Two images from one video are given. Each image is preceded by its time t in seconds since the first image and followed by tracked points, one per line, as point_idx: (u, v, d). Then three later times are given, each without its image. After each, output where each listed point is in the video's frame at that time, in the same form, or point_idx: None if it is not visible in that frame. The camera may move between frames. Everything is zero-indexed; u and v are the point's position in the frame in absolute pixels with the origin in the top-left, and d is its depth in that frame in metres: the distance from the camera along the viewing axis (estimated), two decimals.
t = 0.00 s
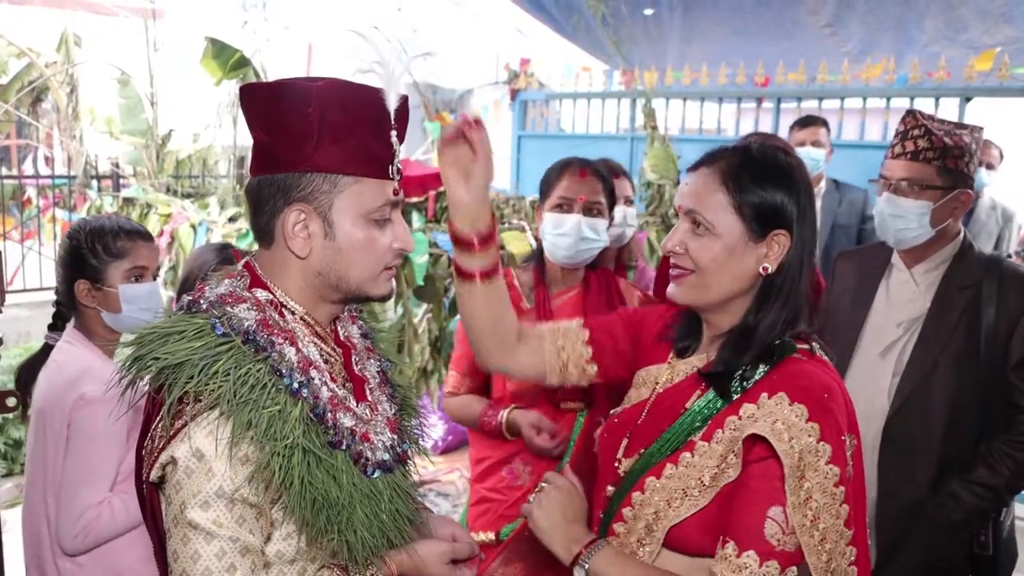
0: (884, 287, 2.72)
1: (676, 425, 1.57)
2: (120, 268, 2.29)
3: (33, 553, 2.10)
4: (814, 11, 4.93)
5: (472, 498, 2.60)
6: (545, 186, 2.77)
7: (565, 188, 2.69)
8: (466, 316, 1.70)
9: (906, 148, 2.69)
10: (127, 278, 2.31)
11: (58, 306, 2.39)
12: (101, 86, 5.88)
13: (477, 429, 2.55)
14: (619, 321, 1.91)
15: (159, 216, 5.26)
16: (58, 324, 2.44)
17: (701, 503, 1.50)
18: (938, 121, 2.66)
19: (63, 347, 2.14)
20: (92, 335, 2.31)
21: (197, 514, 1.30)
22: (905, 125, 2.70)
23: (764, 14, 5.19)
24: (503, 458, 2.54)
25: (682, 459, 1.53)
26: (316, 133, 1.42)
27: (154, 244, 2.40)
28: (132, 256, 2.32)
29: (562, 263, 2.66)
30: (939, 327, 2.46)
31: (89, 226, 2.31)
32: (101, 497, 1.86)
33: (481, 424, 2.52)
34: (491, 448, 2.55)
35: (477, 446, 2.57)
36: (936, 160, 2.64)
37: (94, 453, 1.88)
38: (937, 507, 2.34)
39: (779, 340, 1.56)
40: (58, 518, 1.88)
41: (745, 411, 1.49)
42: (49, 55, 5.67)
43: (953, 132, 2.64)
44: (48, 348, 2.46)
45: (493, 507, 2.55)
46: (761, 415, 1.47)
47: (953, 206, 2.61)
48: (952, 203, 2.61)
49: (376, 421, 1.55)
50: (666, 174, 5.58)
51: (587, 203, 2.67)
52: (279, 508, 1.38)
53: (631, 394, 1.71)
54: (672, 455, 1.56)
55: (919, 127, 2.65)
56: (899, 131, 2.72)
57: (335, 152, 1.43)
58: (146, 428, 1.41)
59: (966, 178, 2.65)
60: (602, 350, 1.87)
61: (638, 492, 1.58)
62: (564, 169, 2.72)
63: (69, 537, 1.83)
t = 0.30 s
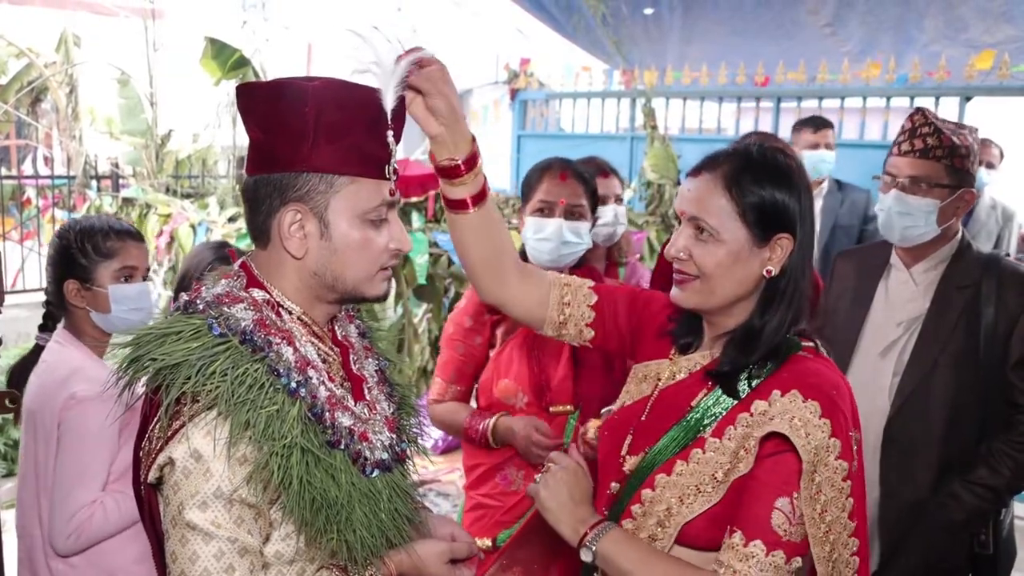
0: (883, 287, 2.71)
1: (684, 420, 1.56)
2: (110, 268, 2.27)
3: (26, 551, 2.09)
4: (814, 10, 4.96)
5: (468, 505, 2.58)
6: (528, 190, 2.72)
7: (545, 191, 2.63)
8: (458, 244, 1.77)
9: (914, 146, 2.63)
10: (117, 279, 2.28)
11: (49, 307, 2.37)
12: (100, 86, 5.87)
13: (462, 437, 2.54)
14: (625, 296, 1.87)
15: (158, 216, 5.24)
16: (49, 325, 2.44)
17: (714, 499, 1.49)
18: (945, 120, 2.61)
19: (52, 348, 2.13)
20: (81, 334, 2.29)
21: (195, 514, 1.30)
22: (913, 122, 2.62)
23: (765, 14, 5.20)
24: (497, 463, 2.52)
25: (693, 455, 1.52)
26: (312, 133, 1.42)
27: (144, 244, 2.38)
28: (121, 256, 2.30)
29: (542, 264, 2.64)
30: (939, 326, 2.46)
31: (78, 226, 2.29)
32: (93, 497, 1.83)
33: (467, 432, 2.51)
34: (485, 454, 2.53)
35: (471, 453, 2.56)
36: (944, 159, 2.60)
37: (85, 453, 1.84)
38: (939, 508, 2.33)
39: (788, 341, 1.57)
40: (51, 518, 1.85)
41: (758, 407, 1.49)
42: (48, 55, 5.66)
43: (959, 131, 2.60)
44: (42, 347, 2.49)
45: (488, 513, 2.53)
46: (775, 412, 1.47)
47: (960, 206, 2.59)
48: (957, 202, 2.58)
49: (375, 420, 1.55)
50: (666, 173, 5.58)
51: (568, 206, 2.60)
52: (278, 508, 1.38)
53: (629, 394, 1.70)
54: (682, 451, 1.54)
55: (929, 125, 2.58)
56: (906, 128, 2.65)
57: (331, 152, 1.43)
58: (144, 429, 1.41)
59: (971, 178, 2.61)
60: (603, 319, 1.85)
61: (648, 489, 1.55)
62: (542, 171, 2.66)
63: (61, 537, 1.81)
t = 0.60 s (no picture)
0: (883, 287, 2.69)
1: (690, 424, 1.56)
2: (108, 270, 2.27)
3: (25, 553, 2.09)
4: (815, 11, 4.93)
5: (462, 503, 2.60)
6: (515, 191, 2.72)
7: (532, 191, 2.64)
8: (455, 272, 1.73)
9: (920, 146, 2.59)
10: (115, 281, 2.28)
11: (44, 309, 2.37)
12: (100, 85, 5.88)
13: (470, 439, 2.49)
14: (614, 308, 1.85)
15: (159, 216, 5.22)
16: (47, 328, 2.44)
17: (728, 501, 1.49)
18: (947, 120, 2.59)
19: (50, 350, 2.13)
20: (78, 337, 2.29)
21: (195, 514, 1.30)
22: (919, 122, 2.59)
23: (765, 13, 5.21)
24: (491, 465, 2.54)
25: (704, 458, 1.52)
26: (311, 132, 1.42)
27: (142, 246, 2.38)
28: (119, 258, 2.29)
29: (531, 266, 2.60)
30: (939, 326, 2.45)
31: (75, 228, 2.28)
32: (94, 503, 1.82)
33: (476, 433, 2.47)
34: (480, 454, 2.54)
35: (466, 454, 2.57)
36: (950, 160, 2.57)
37: (86, 458, 1.83)
38: (942, 508, 2.32)
39: (792, 341, 1.58)
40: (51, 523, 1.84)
41: (767, 407, 1.49)
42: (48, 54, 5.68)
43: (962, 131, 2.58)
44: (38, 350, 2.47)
45: (482, 513, 2.55)
46: (786, 412, 1.47)
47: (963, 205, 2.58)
48: (962, 203, 2.57)
49: (374, 419, 1.54)
50: (666, 173, 5.58)
51: (555, 206, 2.61)
52: (278, 507, 1.37)
53: (628, 400, 1.69)
54: (692, 456, 1.54)
55: (935, 125, 2.55)
56: (911, 128, 2.61)
57: (331, 152, 1.43)
58: (142, 429, 1.40)
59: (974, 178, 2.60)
60: (595, 335, 1.81)
61: (659, 495, 1.55)
62: (528, 171, 2.67)
63: (61, 544, 1.79)
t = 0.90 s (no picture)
0: (882, 286, 2.67)
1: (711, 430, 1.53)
2: (116, 270, 2.27)
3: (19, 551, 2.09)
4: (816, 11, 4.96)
5: (460, 500, 2.61)
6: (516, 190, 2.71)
7: (534, 189, 2.63)
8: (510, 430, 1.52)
9: (919, 147, 2.58)
10: (123, 281, 2.27)
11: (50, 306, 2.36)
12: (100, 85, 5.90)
13: (467, 437, 2.51)
14: (592, 357, 1.68)
15: (159, 216, 5.24)
16: (52, 325, 2.44)
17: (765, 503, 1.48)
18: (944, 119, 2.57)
19: (56, 349, 2.14)
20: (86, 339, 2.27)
21: (193, 515, 1.30)
22: (917, 122, 2.57)
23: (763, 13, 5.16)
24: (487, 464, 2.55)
25: (732, 464, 1.50)
26: (310, 131, 1.42)
27: (152, 246, 2.38)
28: (128, 257, 2.29)
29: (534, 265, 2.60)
30: (939, 325, 2.45)
31: (85, 226, 2.28)
32: (94, 504, 1.82)
33: (473, 432, 2.48)
34: (477, 453, 2.55)
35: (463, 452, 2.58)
36: (948, 160, 2.56)
37: (86, 460, 1.83)
38: (944, 508, 2.32)
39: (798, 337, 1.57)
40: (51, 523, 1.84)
41: (794, 408, 1.49)
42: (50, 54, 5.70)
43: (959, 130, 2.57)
44: (44, 346, 2.47)
45: (478, 512, 2.56)
46: (815, 413, 1.47)
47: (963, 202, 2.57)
48: (960, 202, 2.57)
49: (372, 419, 1.54)
50: (667, 172, 5.58)
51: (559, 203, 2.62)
52: (276, 509, 1.37)
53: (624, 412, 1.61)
54: (717, 462, 1.51)
55: (933, 126, 2.54)
56: (909, 128, 2.60)
57: (329, 152, 1.43)
58: (139, 431, 1.40)
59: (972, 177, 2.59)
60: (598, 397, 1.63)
61: (689, 506, 1.51)
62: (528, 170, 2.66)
63: (62, 545, 1.80)
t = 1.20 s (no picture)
0: (882, 286, 2.65)
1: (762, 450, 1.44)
2: (127, 271, 2.27)
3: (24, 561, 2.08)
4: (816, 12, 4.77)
5: (459, 498, 2.62)
6: (519, 189, 2.71)
7: (539, 192, 2.64)
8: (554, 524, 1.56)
9: (929, 149, 2.50)
10: (133, 282, 2.28)
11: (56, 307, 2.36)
12: (101, 83, 5.94)
13: (467, 435, 2.53)
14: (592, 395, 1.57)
15: (159, 214, 5.22)
16: (57, 326, 2.43)
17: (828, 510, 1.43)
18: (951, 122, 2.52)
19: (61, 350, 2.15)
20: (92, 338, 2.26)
21: (187, 518, 1.30)
22: (925, 123, 2.49)
23: (765, 15, 4.96)
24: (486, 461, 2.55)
25: (795, 478, 1.42)
26: (312, 132, 1.42)
27: (161, 247, 2.38)
28: (138, 259, 2.29)
29: (538, 267, 2.60)
30: (940, 324, 2.43)
31: (95, 227, 2.28)
32: (104, 509, 1.81)
33: (472, 429, 2.50)
34: (476, 451, 2.56)
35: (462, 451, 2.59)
36: (957, 160, 2.51)
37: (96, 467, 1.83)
38: (945, 507, 2.32)
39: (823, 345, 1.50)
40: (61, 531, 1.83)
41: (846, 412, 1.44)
42: (50, 52, 5.74)
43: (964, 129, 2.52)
44: (45, 348, 2.44)
45: (476, 510, 2.56)
46: (870, 414, 1.43)
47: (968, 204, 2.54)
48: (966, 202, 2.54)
49: (367, 419, 1.55)
50: (666, 172, 5.58)
51: (565, 207, 2.61)
52: (270, 510, 1.37)
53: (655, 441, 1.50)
54: (778, 479, 1.43)
55: (944, 127, 2.47)
56: (917, 130, 2.51)
57: (329, 154, 1.42)
58: (133, 433, 1.41)
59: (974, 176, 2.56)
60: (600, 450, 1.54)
61: (759, 527, 1.42)
62: (534, 172, 2.67)
63: (72, 552, 1.79)
